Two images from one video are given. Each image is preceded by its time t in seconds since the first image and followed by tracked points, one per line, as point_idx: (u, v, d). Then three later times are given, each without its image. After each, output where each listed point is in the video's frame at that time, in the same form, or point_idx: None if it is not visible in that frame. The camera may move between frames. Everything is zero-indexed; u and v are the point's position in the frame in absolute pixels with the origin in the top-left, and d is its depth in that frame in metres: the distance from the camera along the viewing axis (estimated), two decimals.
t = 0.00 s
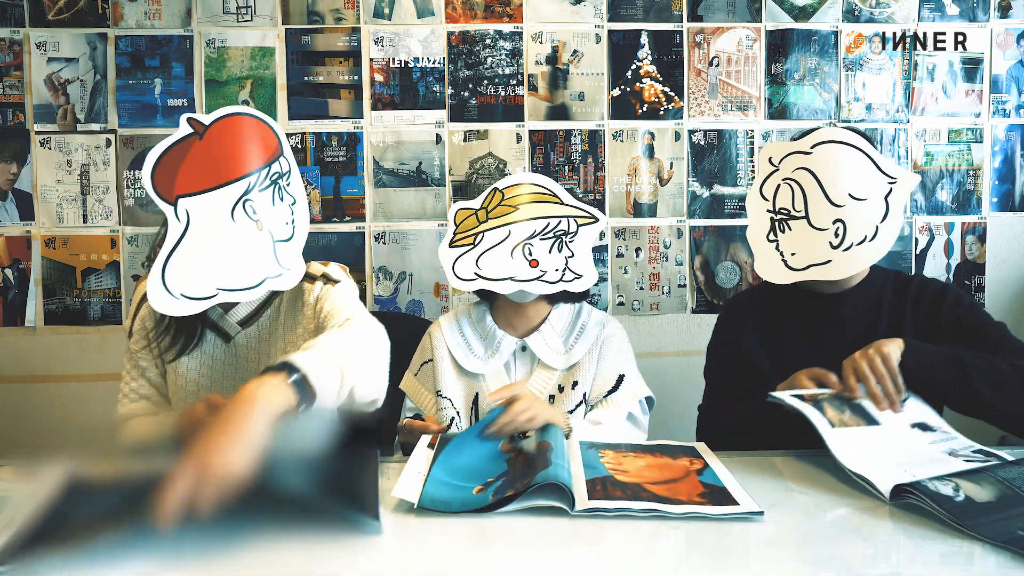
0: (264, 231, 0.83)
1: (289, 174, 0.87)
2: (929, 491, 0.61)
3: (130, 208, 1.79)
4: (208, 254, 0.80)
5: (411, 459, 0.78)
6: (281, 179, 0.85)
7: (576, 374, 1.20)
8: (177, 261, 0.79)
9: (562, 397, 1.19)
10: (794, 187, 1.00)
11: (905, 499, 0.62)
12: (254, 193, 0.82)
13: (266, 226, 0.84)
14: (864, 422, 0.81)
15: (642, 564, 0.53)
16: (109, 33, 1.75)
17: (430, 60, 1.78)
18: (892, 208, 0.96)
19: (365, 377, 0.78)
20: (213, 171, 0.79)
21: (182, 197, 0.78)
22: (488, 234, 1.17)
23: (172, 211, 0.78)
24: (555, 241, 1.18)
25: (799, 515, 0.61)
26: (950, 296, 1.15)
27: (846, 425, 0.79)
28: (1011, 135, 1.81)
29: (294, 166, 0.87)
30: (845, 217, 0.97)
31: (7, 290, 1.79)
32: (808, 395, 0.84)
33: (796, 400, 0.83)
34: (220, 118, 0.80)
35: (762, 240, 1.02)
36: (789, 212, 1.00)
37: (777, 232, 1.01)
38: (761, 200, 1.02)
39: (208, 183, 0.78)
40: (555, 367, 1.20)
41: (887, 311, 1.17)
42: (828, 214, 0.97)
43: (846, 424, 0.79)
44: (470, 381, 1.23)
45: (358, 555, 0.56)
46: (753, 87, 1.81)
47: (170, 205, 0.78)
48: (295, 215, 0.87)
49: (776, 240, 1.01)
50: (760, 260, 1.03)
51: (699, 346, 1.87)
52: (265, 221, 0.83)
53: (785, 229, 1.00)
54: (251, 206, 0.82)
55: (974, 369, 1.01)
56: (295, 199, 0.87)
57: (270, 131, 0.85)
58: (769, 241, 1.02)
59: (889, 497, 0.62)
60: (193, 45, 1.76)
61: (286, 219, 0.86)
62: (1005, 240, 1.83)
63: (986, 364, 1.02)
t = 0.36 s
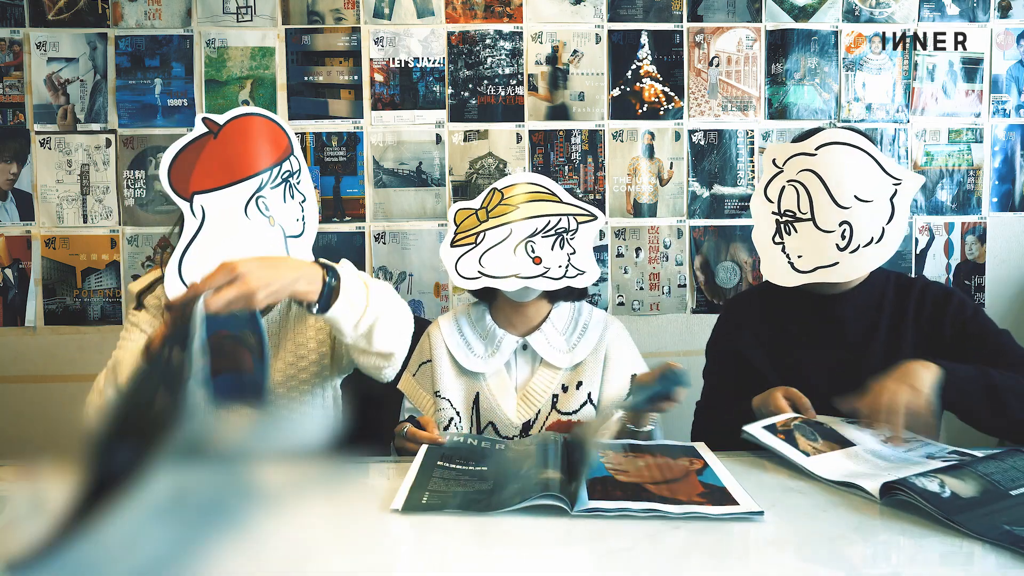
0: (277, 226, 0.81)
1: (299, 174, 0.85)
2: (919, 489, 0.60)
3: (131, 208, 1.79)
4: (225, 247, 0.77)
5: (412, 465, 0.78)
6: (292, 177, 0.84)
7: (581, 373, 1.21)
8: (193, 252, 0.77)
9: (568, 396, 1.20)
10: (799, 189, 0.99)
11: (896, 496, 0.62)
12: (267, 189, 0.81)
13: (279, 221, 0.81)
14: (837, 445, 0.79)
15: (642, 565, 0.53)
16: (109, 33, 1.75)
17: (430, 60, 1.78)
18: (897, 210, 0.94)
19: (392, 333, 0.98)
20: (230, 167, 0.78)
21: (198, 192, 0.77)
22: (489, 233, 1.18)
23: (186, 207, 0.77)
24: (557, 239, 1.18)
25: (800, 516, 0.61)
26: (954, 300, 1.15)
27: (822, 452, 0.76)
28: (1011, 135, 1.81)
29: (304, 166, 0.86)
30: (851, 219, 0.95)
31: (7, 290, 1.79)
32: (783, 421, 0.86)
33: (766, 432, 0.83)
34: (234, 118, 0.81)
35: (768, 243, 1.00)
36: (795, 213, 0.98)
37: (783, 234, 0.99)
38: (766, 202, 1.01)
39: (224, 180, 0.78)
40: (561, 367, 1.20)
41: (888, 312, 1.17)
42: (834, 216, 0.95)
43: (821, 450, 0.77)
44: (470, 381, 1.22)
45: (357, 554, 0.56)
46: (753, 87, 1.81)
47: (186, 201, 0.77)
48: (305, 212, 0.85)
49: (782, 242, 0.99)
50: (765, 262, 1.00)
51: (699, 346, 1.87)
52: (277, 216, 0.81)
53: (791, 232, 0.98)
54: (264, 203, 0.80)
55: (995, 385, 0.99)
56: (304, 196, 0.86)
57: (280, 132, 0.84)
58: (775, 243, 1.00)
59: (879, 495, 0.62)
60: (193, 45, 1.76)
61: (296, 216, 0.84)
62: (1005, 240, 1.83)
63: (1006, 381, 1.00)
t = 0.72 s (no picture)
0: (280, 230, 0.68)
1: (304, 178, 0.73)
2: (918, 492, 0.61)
3: (131, 208, 1.79)
4: (232, 253, 0.66)
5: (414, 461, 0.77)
6: (297, 181, 0.71)
7: (585, 373, 1.22)
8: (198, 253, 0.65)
9: (572, 396, 1.21)
10: (797, 191, 0.97)
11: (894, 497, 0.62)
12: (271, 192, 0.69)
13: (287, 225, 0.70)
14: (827, 452, 0.78)
15: (642, 565, 0.53)
16: (109, 33, 1.75)
17: (430, 60, 1.78)
18: (897, 212, 0.91)
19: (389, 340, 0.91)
20: (237, 170, 0.68)
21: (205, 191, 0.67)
22: (492, 232, 1.17)
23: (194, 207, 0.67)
24: (560, 238, 1.17)
25: (799, 516, 0.61)
26: (960, 303, 1.14)
27: (814, 461, 0.75)
28: (1011, 135, 1.81)
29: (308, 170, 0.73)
30: (850, 222, 0.93)
31: (7, 291, 1.76)
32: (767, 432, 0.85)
33: (755, 445, 0.81)
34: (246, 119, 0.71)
35: (768, 246, 0.98)
36: (794, 216, 0.96)
37: (781, 237, 0.97)
38: (764, 206, 0.99)
39: (232, 180, 0.68)
40: (565, 367, 1.20)
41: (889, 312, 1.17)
42: (833, 219, 0.93)
43: (813, 459, 0.76)
44: (472, 380, 1.22)
45: (357, 554, 0.56)
46: (753, 87, 1.81)
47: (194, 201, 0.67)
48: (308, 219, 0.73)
49: (781, 245, 0.97)
50: (764, 264, 0.99)
51: (699, 346, 1.87)
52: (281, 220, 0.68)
53: (790, 235, 0.96)
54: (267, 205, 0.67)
55: None
56: (308, 198, 0.74)
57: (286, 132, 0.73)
58: (775, 247, 0.98)
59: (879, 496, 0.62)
60: (193, 45, 1.76)
61: (299, 219, 0.71)
62: (1005, 240, 1.83)
63: None
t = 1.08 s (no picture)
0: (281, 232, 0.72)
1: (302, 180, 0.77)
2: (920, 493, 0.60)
3: (130, 208, 1.79)
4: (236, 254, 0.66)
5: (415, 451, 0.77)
6: (293, 182, 0.76)
7: (586, 375, 1.22)
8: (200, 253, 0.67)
9: (574, 398, 1.21)
10: (800, 192, 0.95)
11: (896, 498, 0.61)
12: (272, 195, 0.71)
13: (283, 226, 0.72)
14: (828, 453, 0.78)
15: (643, 565, 0.53)
16: (109, 33, 1.75)
17: (430, 60, 1.79)
18: (899, 212, 0.91)
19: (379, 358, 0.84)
20: (233, 172, 0.67)
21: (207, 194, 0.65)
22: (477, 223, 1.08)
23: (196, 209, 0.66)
24: (543, 225, 1.03)
25: (800, 516, 0.61)
26: (961, 310, 1.13)
27: (815, 462, 0.75)
28: (1011, 135, 1.81)
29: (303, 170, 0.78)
30: (852, 222, 0.92)
31: (7, 290, 1.78)
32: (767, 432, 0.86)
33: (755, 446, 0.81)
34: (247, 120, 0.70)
35: (771, 248, 0.98)
36: (796, 217, 0.95)
37: (784, 238, 0.97)
38: (767, 205, 0.99)
39: (230, 182, 0.66)
40: (566, 369, 1.20)
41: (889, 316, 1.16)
42: (835, 219, 0.92)
43: (814, 460, 0.76)
44: (472, 382, 1.22)
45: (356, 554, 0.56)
46: (753, 87, 1.81)
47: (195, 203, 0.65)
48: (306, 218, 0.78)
49: (785, 246, 0.97)
50: (767, 265, 0.99)
51: (698, 346, 1.88)
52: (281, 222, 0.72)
53: (792, 235, 0.96)
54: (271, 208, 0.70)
55: None
56: (306, 202, 0.78)
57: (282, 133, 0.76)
58: (777, 248, 0.98)
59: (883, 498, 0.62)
60: (193, 45, 1.76)
61: (298, 220, 0.76)
62: (1005, 240, 1.83)
63: None
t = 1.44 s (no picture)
0: (279, 231, 0.72)
1: (297, 180, 0.78)
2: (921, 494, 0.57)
3: (131, 208, 1.79)
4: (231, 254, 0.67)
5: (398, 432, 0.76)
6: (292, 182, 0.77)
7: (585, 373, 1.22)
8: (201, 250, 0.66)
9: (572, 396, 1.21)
10: (798, 187, 0.95)
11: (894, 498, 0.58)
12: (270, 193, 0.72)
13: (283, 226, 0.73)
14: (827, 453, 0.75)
15: (630, 563, 0.50)
16: (109, 33, 1.75)
17: (430, 60, 1.79)
18: (897, 207, 0.91)
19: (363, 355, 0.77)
20: (233, 172, 0.69)
21: (208, 193, 0.67)
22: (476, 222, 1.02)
23: (196, 206, 0.67)
24: (537, 227, 0.98)
25: (799, 516, 0.58)
26: (959, 310, 1.14)
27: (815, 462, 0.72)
28: (1011, 135, 1.81)
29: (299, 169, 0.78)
30: (850, 217, 0.91)
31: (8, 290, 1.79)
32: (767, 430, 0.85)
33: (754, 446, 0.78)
34: (248, 121, 0.73)
35: (769, 243, 0.97)
36: (794, 212, 0.94)
37: (781, 233, 0.95)
38: (765, 202, 0.98)
39: (230, 180, 0.69)
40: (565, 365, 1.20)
41: (889, 315, 1.16)
42: (833, 214, 0.92)
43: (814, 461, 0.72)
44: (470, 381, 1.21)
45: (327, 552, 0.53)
46: (753, 87, 1.81)
47: (195, 201, 0.67)
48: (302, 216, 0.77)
49: (782, 241, 0.95)
50: (763, 259, 0.97)
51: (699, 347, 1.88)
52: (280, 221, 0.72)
53: (790, 230, 0.95)
54: (269, 207, 0.71)
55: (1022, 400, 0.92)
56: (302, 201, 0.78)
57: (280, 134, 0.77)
58: (775, 243, 0.96)
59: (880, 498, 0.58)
60: (193, 45, 1.76)
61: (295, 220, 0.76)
62: (1005, 240, 1.83)
63: None
